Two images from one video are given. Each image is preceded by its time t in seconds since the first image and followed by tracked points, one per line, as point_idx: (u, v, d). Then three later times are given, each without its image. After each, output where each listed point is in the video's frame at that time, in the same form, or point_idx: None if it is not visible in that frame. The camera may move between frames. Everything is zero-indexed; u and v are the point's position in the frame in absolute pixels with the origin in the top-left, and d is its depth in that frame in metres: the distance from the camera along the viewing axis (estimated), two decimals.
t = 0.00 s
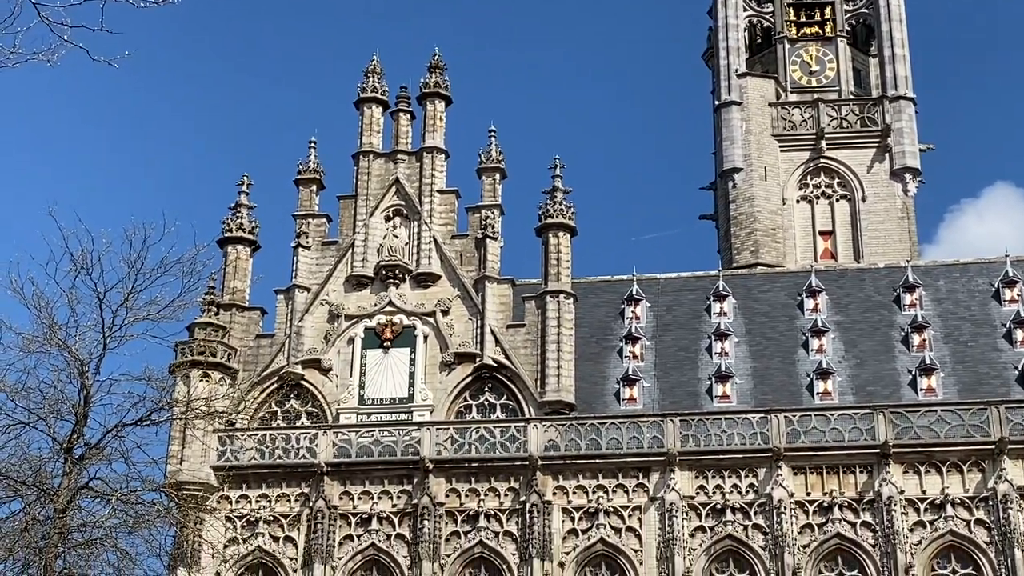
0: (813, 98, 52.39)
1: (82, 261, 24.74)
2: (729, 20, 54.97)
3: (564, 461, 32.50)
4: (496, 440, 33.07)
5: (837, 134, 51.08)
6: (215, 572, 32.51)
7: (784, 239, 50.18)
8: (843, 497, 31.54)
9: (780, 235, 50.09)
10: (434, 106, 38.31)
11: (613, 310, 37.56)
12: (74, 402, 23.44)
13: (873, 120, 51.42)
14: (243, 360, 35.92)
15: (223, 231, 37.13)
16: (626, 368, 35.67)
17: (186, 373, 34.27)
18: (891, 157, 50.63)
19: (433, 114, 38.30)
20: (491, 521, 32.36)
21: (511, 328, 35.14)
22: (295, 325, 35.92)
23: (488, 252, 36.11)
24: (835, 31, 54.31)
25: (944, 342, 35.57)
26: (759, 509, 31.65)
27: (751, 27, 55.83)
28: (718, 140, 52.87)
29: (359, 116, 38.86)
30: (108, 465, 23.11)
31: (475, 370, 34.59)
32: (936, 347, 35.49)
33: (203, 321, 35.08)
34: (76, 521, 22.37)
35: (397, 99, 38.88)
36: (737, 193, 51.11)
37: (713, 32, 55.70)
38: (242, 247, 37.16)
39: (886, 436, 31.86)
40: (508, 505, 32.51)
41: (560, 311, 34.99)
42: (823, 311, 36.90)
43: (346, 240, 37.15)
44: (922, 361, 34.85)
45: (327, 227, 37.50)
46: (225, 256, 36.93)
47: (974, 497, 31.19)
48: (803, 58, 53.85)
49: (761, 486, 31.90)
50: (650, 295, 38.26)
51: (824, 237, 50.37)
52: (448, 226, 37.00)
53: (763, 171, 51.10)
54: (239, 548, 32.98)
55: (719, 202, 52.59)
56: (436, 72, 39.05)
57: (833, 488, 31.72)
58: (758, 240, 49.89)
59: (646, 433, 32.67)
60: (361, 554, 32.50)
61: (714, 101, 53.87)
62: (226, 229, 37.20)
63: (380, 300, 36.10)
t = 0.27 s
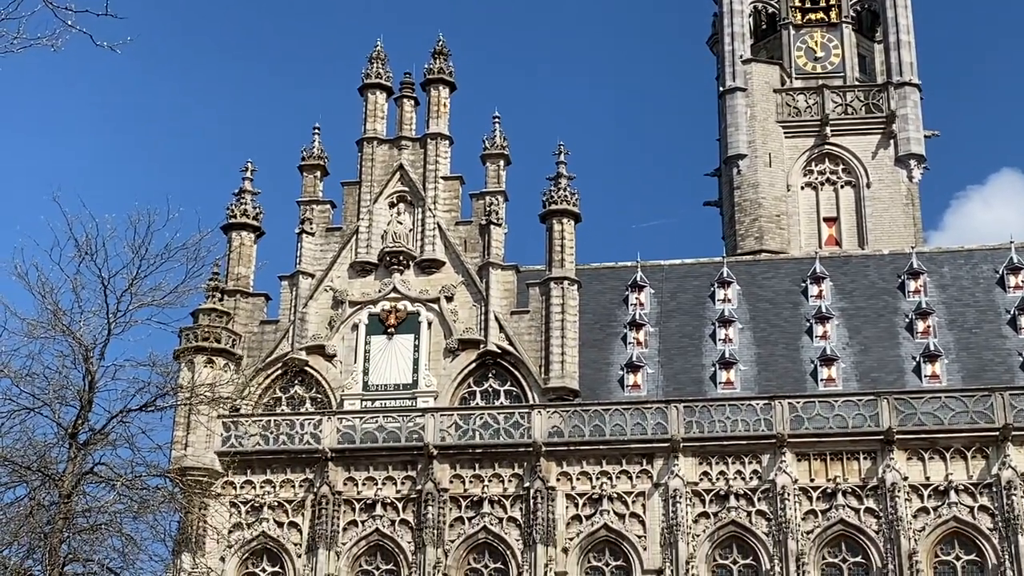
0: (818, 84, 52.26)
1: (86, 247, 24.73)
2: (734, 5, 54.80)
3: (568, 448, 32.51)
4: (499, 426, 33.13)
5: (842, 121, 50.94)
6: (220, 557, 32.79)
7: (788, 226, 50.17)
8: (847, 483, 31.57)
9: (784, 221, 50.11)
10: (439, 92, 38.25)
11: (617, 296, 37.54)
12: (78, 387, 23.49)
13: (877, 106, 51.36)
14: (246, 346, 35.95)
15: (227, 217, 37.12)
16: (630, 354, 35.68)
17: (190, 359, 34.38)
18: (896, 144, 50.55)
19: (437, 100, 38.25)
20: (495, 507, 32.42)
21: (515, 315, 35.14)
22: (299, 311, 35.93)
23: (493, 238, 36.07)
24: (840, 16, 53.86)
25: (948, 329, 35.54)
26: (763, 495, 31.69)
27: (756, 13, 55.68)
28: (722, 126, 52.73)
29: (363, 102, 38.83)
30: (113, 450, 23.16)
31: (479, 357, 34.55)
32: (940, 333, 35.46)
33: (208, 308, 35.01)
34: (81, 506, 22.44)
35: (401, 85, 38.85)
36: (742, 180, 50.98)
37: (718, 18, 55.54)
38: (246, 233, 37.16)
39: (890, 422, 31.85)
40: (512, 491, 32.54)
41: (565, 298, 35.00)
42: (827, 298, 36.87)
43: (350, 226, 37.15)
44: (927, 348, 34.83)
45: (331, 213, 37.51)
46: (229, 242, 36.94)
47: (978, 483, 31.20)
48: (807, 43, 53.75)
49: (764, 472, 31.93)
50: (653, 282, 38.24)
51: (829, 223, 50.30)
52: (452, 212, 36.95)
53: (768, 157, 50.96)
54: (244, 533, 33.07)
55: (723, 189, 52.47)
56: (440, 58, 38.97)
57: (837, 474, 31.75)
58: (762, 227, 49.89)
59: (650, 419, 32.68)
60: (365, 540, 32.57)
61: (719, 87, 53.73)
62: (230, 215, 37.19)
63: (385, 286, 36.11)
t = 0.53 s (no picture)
0: (822, 72, 52.08)
1: (89, 234, 24.72)
2: None
3: (570, 435, 32.57)
4: (502, 413, 33.14)
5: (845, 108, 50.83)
6: (224, 543, 32.89)
7: (792, 214, 49.99)
8: (849, 471, 31.62)
9: (787, 209, 49.95)
10: (443, 80, 38.27)
11: (620, 284, 37.55)
12: (82, 374, 23.53)
13: (881, 94, 51.13)
14: (250, 334, 35.98)
15: (231, 204, 37.14)
16: (633, 342, 35.70)
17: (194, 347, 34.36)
18: (899, 131, 50.39)
19: (441, 87, 38.24)
20: (498, 494, 32.47)
21: (518, 302, 35.17)
22: (302, 299, 35.95)
23: (496, 226, 36.14)
24: (844, 3, 53.47)
25: (951, 317, 35.53)
26: (765, 482, 31.74)
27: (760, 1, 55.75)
28: (726, 113, 52.58)
29: (367, 90, 38.81)
30: (117, 437, 23.21)
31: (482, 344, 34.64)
32: (944, 321, 35.46)
33: (212, 295, 35.34)
34: (85, 492, 22.50)
35: (405, 72, 38.83)
36: (745, 167, 50.83)
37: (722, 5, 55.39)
38: (250, 220, 37.19)
39: (893, 410, 31.86)
40: (514, 478, 32.60)
41: (568, 285, 35.00)
42: (830, 285, 36.87)
43: (353, 213, 37.16)
44: (930, 336, 34.83)
45: (334, 200, 37.51)
46: (233, 229, 36.98)
47: (980, 471, 31.23)
48: (811, 31, 53.53)
49: (767, 459, 31.99)
50: (657, 269, 38.24)
51: (832, 211, 50.13)
52: (456, 200, 37.02)
53: (771, 144, 50.87)
54: (248, 520, 33.18)
55: (727, 176, 52.36)
56: (444, 44, 38.91)
57: (840, 461, 31.80)
58: (766, 215, 49.75)
59: (653, 406, 32.69)
60: (368, 526, 32.71)
61: (723, 74, 53.58)
62: (233, 202, 37.21)
63: (388, 273, 36.14)
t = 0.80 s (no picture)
0: (825, 59, 51.76)
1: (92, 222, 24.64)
2: None
3: (573, 423, 32.60)
4: (505, 401, 33.18)
5: (849, 96, 50.45)
6: (227, 530, 33.04)
7: (795, 201, 49.75)
8: (852, 458, 31.62)
9: (790, 197, 49.64)
10: (445, 67, 38.21)
11: (622, 272, 37.54)
12: (85, 361, 23.54)
13: (885, 82, 50.67)
14: (253, 321, 36.00)
15: (233, 191, 37.13)
16: (636, 330, 35.70)
17: (197, 334, 34.32)
18: (903, 119, 50.02)
19: (444, 74, 38.18)
20: (500, 482, 32.50)
21: (520, 290, 35.16)
22: (305, 286, 35.95)
23: (499, 213, 36.09)
24: None
25: (954, 305, 35.51)
26: (767, 470, 31.76)
27: None
28: (729, 101, 52.32)
29: (369, 77, 38.77)
30: (120, 424, 23.22)
31: (485, 333, 34.66)
32: (946, 309, 35.43)
33: (214, 283, 35.25)
34: (88, 479, 22.53)
35: (407, 59, 38.78)
36: (748, 155, 50.63)
37: None
38: (252, 208, 37.18)
39: (896, 398, 31.86)
40: (517, 465, 32.63)
41: (570, 274, 34.95)
42: (833, 274, 36.84)
43: (356, 201, 37.14)
44: (932, 324, 34.81)
45: (337, 188, 37.50)
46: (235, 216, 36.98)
47: (983, 459, 31.24)
48: (815, 18, 53.03)
49: (769, 447, 32.01)
50: (659, 258, 38.23)
51: (835, 199, 49.86)
52: (458, 187, 36.95)
53: (774, 132, 50.62)
54: (250, 507, 33.23)
55: (730, 164, 52.16)
56: (446, 32, 38.85)
57: (842, 449, 31.79)
58: (768, 203, 49.51)
59: (655, 394, 32.69)
60: (371, 514, 32.76)
61: (726, 61, 53.34)
62: (236, 189, 37.21)
63: (390, 261, 36.13)
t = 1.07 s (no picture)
0: (829, 47, 51.50)
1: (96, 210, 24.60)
2: None
3: (575, 411, 32.63)
4: (508, 389, 33.20)
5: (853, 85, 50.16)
6: (230, 518, 33.10)
7: (798, 190, 49.56)
8: (854, 447, 31.64)
9: (793, 185, 49.50)
10: (448, 56, 38.16)
11: (626, 261, 37.54)
12: (88, 349, 23.57)
13: (888, 70, 50.50)
14: (256, 310, 36.03)
15: (236, 180, 37.12)
16: (639, 319, 35.72)
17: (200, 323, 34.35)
18: (906, 108, 49.79)
19: (447, 63, 38.14)
20: (503, 470, 32.55)
21: (523, 279, 35.18)
22: (308, 275, 35.97)
23: (502, 202, 36.08)
24: None
25: (957, 294, 35.49)
26: (770, 459, 31.79)
27: None
28: (732, 89, 52.00)
29: (372, 66, 38.73)
30: (123, 412, 23.25)
31: (488, 321, 34.68)
32: (949, 298, 35.42)
33: (217, 271, 35.24)
34: (92, 467, 22.58)
35: (410, 48, 38.74)
36: (751, 144, 50.35)
37: None
38: (255, 196, 37.17)
39: (898, 386, 31.86)
40: (520, 454, 32.68)
41: (573, 262, 34.95)
42: (836, 263, 36.83)
43: (359, 189, 37.16)
44: (935, 313, 34.81)
45: (340, 176, 37.51)
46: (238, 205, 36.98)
47: (985, 447, 31.24)
48: (819, 6, 52.83)
49: (772, 436, 32.03)
50: (662, 247, 38.23)
51: (839, 187, 49.81)
52: (461, 176, 36.93)
53: (778, 121, 50.23)
54: (254, 495, 33.29)
55: (733, 152, 51.93)
56: (450, 20, 38.81)
57: (845, 438, 31.81)
58: (772, 191, 49.30)
59: (658, 383, 32.73)
60: (374, 502, 32.78)
61: (730, 49, 53.00)
62: (239, 178, 37.19)
63: (393, 250, 36.12)
